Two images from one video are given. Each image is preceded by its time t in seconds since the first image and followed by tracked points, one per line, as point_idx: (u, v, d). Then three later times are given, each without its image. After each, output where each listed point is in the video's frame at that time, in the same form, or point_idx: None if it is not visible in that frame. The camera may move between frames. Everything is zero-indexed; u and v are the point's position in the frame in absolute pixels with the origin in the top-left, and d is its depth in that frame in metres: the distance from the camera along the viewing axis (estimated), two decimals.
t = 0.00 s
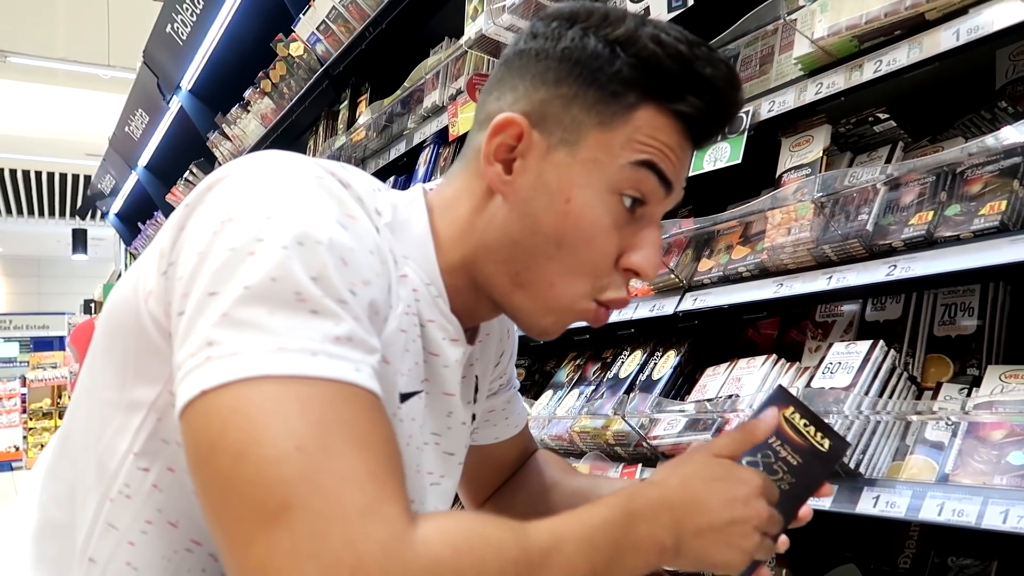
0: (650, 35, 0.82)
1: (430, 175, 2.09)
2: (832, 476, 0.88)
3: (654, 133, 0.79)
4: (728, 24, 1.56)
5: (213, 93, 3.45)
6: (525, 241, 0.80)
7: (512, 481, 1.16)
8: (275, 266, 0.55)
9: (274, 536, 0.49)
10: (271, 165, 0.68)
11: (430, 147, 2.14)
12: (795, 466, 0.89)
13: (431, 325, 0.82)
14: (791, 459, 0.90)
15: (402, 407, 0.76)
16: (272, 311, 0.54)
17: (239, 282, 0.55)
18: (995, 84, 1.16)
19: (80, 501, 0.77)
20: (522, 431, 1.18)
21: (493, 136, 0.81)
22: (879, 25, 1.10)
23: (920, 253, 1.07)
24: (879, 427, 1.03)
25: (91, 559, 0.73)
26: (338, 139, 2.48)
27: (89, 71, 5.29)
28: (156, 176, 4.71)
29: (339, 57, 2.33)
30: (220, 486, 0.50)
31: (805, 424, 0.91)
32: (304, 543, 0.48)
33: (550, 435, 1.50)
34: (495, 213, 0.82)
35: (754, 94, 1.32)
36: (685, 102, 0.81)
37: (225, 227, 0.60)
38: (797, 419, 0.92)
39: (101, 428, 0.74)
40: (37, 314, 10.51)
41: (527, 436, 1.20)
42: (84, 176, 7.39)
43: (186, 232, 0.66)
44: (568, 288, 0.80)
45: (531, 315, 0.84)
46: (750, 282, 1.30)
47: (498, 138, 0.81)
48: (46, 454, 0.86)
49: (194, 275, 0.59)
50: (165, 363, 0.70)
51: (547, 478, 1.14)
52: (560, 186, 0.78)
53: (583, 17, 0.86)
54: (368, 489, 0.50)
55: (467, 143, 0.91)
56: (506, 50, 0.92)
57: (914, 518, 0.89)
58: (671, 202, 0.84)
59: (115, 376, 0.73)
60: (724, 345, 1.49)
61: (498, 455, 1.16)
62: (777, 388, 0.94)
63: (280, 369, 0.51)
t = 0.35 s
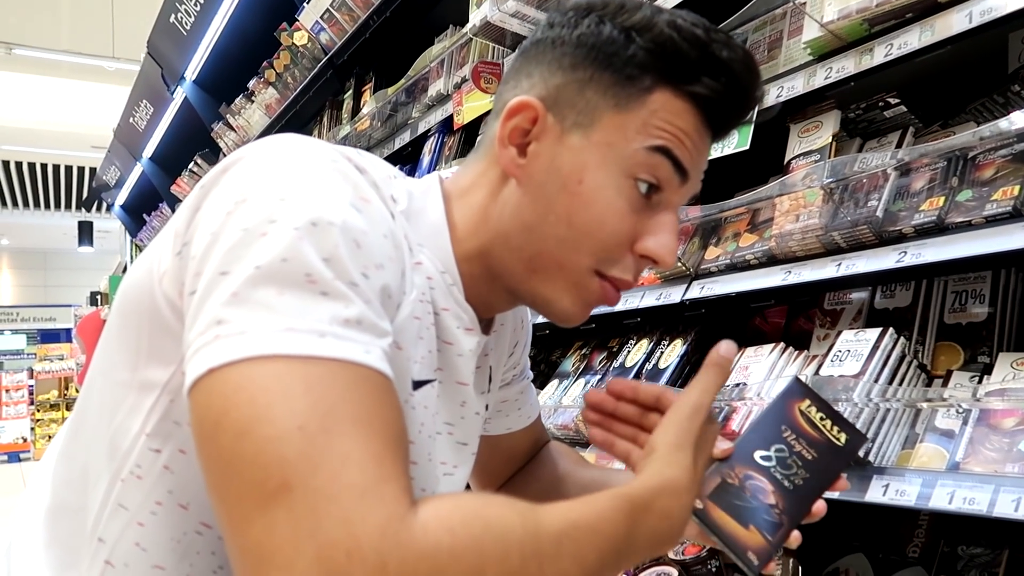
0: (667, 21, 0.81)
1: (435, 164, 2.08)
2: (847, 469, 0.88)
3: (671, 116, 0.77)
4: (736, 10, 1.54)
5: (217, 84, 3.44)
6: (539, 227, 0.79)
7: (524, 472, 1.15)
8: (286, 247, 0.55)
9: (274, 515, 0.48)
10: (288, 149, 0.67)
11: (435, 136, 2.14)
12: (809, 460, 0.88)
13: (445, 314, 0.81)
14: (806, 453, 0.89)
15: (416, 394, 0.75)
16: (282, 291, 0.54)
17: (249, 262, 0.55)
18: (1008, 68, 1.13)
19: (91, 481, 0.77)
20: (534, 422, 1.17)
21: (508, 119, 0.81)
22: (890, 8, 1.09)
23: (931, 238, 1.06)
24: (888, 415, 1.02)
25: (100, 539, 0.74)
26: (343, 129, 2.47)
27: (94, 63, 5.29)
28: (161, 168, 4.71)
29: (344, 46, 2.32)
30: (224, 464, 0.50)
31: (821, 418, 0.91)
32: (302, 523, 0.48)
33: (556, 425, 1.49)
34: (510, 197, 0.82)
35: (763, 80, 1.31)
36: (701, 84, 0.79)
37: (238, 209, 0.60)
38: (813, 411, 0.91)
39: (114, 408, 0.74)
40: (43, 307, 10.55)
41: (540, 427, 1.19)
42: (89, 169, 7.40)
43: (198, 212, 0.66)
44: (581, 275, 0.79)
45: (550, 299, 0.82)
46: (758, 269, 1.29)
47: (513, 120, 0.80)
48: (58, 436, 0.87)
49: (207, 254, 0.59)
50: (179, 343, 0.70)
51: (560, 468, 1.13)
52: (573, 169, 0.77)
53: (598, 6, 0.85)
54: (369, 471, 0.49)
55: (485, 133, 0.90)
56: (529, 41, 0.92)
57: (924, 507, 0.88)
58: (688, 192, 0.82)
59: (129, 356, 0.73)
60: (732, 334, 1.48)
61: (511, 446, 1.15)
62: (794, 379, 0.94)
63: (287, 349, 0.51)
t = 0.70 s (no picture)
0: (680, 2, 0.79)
1: (438, 156, 2.06)
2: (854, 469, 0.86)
3: (685, 101, 0.76)
4: None
5: (219, 76, 3.43)
6: (550, 218, 0.78)
7: (527, 463, 1.14)
8: (292, 227, 0.54)
9: (278, 497, 0.47)
10: (296, 129, 0.66)
11: (438, 129, 2.12)
12: (815, 458, 0.86)
13: (452, 302, 0.80)
14: (811, 452, 0.87)
15: (422, 381, 0.73)
16: (287, 273, 0.52)
17: (254, 243, 0.53)
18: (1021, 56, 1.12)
19: (92, 465, 0.76)
20: (540, 414, 1.16)
21: (516, 106, 0.80)
22: None
23: (942, 229, 1.04)
24: (896, 408, 1.00)
25: (101, 524, 0.73)
26: (345, 121, 2.46)
27: (96, 57, 5.28)
28: (162, 162, 4.70)
29: (346, 38, 2.31)
30: (227, 447, 0.49)
31: (828, 418, 0.89)
32: (306, 506, 0.46)
33: (559, 419, 1.48)
34: (519, 189, 0.80)
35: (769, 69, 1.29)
36: (714, 67, 0.78)
37: (244, 188, 0.59)
38: (820, 411, 0.89)
39: (116, 391, 0.73)
40: (45, 301, 10.56)
41: (544, 419, 1.18)
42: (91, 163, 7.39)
43: (204, 193, 0.65)
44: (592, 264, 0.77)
45: (564, 293, 0.80)
46: (765, 262, 1.27)
47: (522, 107, 0.79)
48: (59, 421, 0.86)
49: (212, 234, 0.58)
50: (183, 327, 0.68)
51: (563, 461, 1.12)
52: (582, 155, 0.76)
53: None
54: (375, 455, 0.48)
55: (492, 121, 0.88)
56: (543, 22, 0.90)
57: (933, 500, 0.87)
58: (704, 180, 0.80)
59: (132, 339, 0.72)
60: (737, 326, 1.45)
61: (513, 437, 1.13)
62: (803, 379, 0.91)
63: (292, 330, 0.50)
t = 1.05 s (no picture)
0: None
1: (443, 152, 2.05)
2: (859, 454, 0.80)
3: (652, 59, 0.72)
4: None
5: (224, 74, 3.43)
6: (522, 183, 0.75)
7: (530, 455, 1.13)
8: (304, 210, 0.53)
9: (299, 480, 0.46)
10: (303, 113, 0.65)
11: (443, 124, 2.10)
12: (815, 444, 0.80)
13: (460, 289, 0.79)
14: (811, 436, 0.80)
15: (433, 366, 0.73)
16: (300, 256, 0.51)
17: (267, 225, 0.53)
18: None
19: (98, 455, 0.76)
20: (542, 408, 1.15)
21: (492, 85, 0.83)
22: None
23: (954, 220, 1.02)
24: (908, 401, 0.99)
25: (108, 514, 0.72)
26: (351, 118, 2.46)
27: (101, 57, 5.29)
28: (168, 161, 4.71)
29: (350, 34, 2.30)
30: (244, 430, 0.48)
31: (827, 400, 0.82)
32: (328, 488, 0.45)
33: (565, 415, 1.47)
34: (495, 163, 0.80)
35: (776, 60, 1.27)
36: (676, 15, 0.73)
37: (254, 171, 0.58)
38: (818, 394, 0.82)
39: (123, 380, 0.73)
40: (53, 301, 10.61)
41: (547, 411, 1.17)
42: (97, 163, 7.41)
43: (213, 178, 0.64)
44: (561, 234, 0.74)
45: (532, 263, 0.77)
46: (774, 254, 1.26)
47: (497, 86, 0.82)
48: (64, 412, 0.85)
49: (223, 218, 0.57)
50: (191, 314, 0.68)
51: (566, 453, 1.11)
52: (546, 124, 0.74)
53: None
54: (393, 437, 0.47)
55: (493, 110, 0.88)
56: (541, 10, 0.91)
57: (947, 495, 0.86)
58: (688, 144, 0.74)
59: (139, 327, 0.71)
60: (745, 322, 1.44)
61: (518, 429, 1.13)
62: (798, 359, 0.84)
63: (308, 312, 0.49)
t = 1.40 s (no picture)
0: None
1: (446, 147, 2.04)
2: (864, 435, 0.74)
3: (648, 46, 0.69)
4: None
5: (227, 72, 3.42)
6: (509, 173, 0.74)
7: (536, 446, 1.13)
8: (302, 194, 0.52)
9: (303, 466, 0.45)
10: (299, 98, 0.64)
11: (447, 119, 2.09)
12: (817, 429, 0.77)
13: (460, 278, 0.78)
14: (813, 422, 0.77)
15: (433, 356, 0.72)
16: (300, 241, 0.50)
17: (265, 210, 0.52)
18: None
19: (97, 448, 0.75)
20: (547, 399, 1.14)
21: (492, 73, 0.83)
22: None
23: (967, 205, 1.00)
24: (922, 389, 0.98)
25: (107, 506, 0.72)
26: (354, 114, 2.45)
27: (104, 58, 5.29)
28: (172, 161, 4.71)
29: (352, 30, 2.29)
30: (246, 417, 0.47)
31: (834, 382, 0.78)
32: (333, 474, 0.44)
33: (572, 409, 1.46)
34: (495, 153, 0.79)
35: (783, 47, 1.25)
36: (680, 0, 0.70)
37: (251, 156, 0.57)
38: (825, 376, 0.79)
39: (121, 370, 0.72)
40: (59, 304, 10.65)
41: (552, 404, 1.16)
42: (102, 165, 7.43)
43: (210, 165, 0.63)
44: (546, 222, 0.73)
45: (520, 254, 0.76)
46: (782, 244, 1.25)
47: (497, 74, 0.83)
48: (64, 407, 0.84)
49: (220, 204, 0.56)
50: (189, 303, 0.67)
51: (572, 446, 1.09)
52: (539, 114, 0.73)
53: None
54: (397, 422, 0.46)
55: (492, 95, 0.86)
56: None
57: (962, 484, 0.83)
58: (682, 136, 0.72)
59: (137, 318, 0.70)
60: (754, 313, 1.42)
61: (524, 420, 1.12)
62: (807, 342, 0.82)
63: (309, 295, 0.48)
